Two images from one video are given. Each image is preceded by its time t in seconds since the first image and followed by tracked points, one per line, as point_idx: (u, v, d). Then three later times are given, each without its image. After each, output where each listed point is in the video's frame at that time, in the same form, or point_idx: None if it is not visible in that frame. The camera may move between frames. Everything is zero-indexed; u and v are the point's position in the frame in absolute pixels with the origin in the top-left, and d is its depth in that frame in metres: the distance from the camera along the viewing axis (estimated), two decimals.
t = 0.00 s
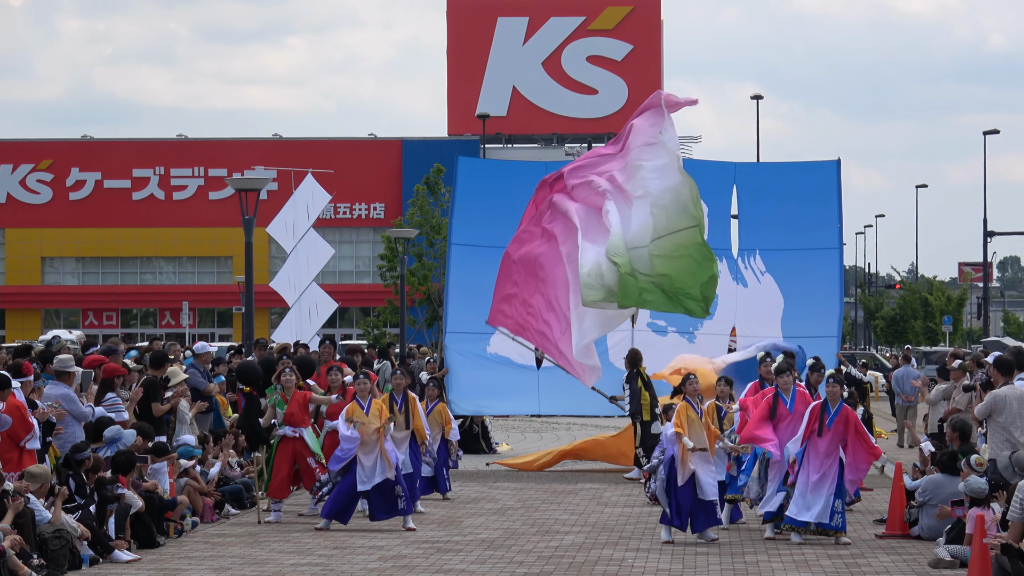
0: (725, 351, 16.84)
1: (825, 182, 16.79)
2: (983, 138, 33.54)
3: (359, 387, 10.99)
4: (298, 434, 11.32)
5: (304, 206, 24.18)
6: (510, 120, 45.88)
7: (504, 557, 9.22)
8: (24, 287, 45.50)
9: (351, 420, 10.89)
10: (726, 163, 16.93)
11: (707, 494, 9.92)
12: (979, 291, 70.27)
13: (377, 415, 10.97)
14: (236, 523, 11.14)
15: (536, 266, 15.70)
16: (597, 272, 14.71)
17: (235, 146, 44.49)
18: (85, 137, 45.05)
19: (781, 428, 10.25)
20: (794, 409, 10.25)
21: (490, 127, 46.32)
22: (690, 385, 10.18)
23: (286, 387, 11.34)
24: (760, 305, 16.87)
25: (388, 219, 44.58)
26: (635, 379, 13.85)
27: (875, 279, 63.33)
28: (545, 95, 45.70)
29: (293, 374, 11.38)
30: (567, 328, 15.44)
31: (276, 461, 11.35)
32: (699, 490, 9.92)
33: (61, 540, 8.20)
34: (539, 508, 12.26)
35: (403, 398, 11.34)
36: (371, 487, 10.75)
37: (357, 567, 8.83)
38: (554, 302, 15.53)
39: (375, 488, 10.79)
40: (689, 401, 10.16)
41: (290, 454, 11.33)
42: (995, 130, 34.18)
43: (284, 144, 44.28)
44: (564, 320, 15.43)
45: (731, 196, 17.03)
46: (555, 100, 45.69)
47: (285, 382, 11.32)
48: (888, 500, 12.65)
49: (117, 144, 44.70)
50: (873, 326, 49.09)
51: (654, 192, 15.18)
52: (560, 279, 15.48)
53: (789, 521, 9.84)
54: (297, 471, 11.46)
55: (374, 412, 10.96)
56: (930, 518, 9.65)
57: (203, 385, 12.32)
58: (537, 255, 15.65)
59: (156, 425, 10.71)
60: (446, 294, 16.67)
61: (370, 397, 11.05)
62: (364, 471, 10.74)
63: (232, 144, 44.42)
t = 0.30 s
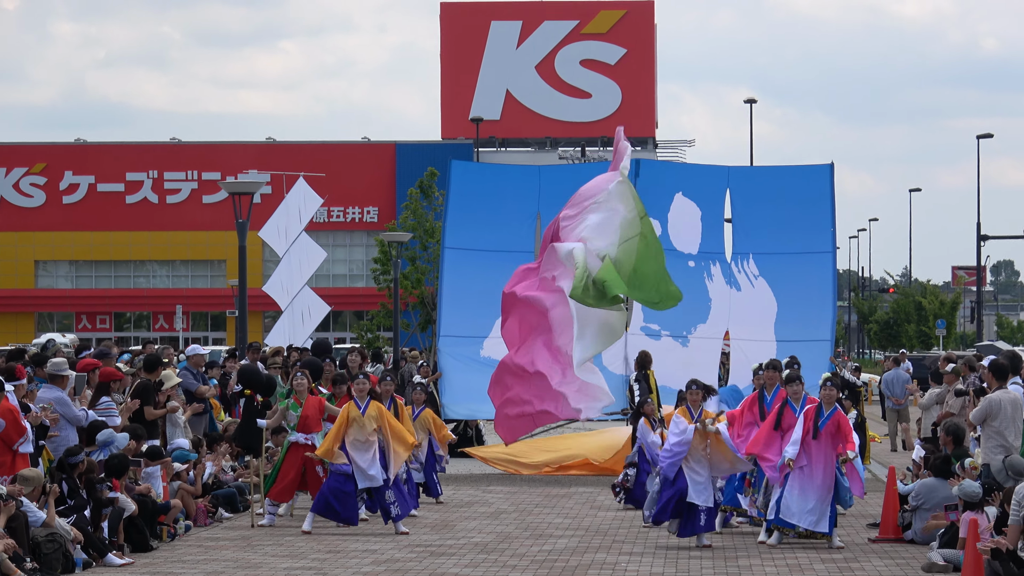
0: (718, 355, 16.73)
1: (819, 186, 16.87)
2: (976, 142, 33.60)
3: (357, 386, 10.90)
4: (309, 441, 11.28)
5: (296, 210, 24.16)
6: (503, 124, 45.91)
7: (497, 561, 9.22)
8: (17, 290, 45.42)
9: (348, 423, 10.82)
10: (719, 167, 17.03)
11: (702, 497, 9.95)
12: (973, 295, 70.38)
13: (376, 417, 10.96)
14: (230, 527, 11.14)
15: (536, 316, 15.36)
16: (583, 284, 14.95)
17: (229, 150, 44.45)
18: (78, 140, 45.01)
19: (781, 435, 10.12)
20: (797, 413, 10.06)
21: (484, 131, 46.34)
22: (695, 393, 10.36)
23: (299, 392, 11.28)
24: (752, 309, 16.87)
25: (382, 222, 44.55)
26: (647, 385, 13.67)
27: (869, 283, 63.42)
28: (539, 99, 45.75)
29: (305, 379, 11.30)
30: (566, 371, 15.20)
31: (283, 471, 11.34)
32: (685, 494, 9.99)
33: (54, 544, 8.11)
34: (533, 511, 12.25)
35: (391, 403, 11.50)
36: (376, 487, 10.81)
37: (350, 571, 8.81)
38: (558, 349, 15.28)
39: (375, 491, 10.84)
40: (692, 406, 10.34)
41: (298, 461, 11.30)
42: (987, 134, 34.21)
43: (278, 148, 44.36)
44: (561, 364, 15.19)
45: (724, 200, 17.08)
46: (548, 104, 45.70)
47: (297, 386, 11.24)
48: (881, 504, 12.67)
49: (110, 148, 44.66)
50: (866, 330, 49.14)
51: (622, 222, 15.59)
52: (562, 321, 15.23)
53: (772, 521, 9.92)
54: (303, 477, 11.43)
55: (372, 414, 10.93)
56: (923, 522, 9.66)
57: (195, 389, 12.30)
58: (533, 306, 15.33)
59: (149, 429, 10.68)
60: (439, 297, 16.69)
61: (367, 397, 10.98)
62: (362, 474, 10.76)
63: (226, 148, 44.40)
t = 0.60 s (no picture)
0: (710, 359, 16.73)
1: (811, 190, 16.89)
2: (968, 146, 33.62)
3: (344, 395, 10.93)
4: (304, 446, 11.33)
5: (288, 213, 24.14)
6: (496, 128, 45.95)
7: (489, 565, 9.23)
8: (10, 294, 45.36)
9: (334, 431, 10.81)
10: (711, 171, 17.09)
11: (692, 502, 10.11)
12: (965, 299, 70.47)
13: (360, 426, 10.90)
14: (222, 531, 11.12)
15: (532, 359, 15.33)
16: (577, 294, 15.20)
17: (222, 154, 44.45)
18: (71, 144, 44.99)
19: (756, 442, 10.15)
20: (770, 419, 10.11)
21: (476, 134, 46.36)
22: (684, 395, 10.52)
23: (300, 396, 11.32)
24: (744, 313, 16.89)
25: (375, 226, 44.52)
26: (646, 386, 13.95)
27: (862, 287, 63.51)
28: (531, 103, 45.79)
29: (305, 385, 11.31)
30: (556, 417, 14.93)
31: (282, 470, 11.40)
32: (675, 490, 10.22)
33: (47, 548, 8.04)
34: (525, 516, 12.26)
35: (379, 407, 11.57)
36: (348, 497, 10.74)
37: None
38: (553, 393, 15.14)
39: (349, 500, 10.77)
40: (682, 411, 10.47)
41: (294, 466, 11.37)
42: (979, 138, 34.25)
43: (271, 152, 44.30)
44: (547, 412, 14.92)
45: (716, 204, 17.16)
46: (542, 108, 45.75)
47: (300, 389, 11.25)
48: (873, 508, 12.69)
49: (103, 151, 44.64)
50: (859, 334, 49.21)
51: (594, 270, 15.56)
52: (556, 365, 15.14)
53: (748, 529, 9.96)
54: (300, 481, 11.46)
55: (355, 420, 10.88)
56: (915, 526, 9.68)
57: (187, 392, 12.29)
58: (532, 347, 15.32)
59: (142, 432, 10.69)
60: (432, 301, 16.68)
61: (352, 406, 10.95)
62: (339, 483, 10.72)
63: (219, 152, 44.40)
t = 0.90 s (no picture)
0: (704, 360, 16.65)
1: (804, 193, 16.93)
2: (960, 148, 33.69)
3: (337, 397, 10.89)
4: (293, 449, 11.31)
5: (279, 217, 23.95)
6: (489, 131, 45.95)
7: (483, 568, 9.20)
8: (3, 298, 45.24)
9: (322, 432, 10.77)
10: (705, 174, 17.12)
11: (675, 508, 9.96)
12: (958, 301, 70.56)
13: (353, 427, 10.85)
14: (216, 535, 11.08)
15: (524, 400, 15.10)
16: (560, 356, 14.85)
17: (215, 157, 44.41)
18: (64, 148, 44.92)
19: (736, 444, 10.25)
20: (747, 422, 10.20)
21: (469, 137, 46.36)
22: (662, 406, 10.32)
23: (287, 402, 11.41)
24: (737, 315, 16.89)
25: (368, 229, 44.49)
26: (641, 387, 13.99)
27: (855, 289, 63.57)
28: (524, 106, 45.81)
29: (293, 392, 11.46)
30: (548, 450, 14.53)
31: (270, 474, 11.32)
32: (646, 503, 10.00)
33: (40, 552, 8.01)
34: (519, 518, 12.24)
35: (376, 411, 11.67)
36: (342, 502, 10.68)
37: None
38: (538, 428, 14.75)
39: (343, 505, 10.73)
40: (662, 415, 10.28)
41: (283, 468, 11.31)
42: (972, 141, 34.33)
43: (263, 155, 44.28)
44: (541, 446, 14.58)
45: (710, 208, 17.19)
46: (535, 111, 45.75)
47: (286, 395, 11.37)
48: (867, 511, 12.67)
49: (96, 155, 44.57)
50: (852, 336, 49.23)
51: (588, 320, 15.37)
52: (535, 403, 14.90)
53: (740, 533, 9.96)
54: (288, 484, 11.37)
55: (347, 422, 10.83)
56: (910, 528, 9.67)
57: (180, 396, 12.26)
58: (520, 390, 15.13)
59: (135, 436, 10.66)
60: (425, 305, 16.66)
61: (345, 408, 10.91)
62: (329, 489, 10.66)
63: (212, 155, 44.36)
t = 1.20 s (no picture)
0: (697, 363, 16.57)
1: (797, 196, 17.04)
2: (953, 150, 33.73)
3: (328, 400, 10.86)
4: (285, 452, 11.31)
5: (272, 220, 23.89)
6: (482, 134, 45.96)
7: (477, 571, 9.20)
8: None
9: (316, 435, 10.76)
10: (697, 177, 17.25)
11: (652, 517, 9.96)
12: (951, 303, 70.65)
13: (346, 430, 10.88)
14: (209, 538, 11.06)
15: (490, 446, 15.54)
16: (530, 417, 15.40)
17: (208, 160, 44.37)
18: (56, 151, 44.84)
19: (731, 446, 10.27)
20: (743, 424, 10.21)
21: (462, 140, 46.36)
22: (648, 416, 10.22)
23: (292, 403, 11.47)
24: (730, 318, 16.88)
25: (361, 232, 44.45)
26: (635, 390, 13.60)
27: (849, 291, 63.67)
28: (517, 108, 45.86)
29: (280, 396, 11.35)
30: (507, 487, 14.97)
31: (262, 479, 11.29)
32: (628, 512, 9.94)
33: (34, 555, 8.01)
34: (512, 521, 12.24)
35: (370, 413, 11.73)
36: (338, 504, 10.65)
37: None
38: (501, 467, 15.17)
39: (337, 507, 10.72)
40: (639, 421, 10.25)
41: (275, 472, 11.29)
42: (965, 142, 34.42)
43: (256, 158, 44.28)
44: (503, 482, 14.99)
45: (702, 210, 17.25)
46: (527, 113, 45.77)
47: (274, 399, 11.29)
48: (860, 513, 12.68)
49: (89, 158, 44.52)
50: (845, 338, 49.28)
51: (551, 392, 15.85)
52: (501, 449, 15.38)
53: (736, 536, 9.95)
54: (279, 489, 11.45)
55: (341, 425, 10.84)
56: (903, 531, 9.67)
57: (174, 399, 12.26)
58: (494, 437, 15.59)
59: (128, 439, 10.65)
60: (419, 307, 16.68)
61: (338, 411, 10.90)
62: (325, 492, 10.64)
63: (204, 158, 44.32)
